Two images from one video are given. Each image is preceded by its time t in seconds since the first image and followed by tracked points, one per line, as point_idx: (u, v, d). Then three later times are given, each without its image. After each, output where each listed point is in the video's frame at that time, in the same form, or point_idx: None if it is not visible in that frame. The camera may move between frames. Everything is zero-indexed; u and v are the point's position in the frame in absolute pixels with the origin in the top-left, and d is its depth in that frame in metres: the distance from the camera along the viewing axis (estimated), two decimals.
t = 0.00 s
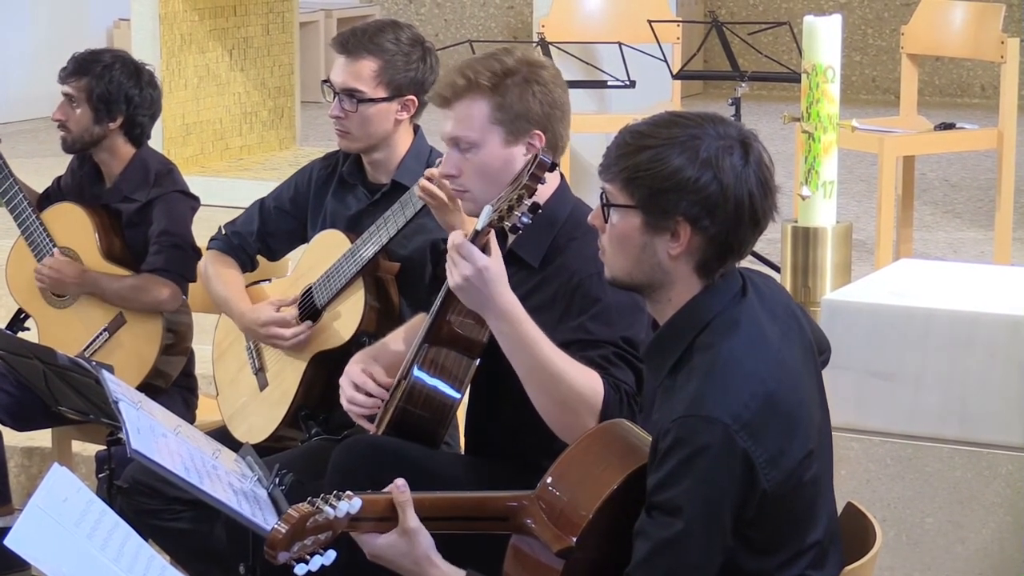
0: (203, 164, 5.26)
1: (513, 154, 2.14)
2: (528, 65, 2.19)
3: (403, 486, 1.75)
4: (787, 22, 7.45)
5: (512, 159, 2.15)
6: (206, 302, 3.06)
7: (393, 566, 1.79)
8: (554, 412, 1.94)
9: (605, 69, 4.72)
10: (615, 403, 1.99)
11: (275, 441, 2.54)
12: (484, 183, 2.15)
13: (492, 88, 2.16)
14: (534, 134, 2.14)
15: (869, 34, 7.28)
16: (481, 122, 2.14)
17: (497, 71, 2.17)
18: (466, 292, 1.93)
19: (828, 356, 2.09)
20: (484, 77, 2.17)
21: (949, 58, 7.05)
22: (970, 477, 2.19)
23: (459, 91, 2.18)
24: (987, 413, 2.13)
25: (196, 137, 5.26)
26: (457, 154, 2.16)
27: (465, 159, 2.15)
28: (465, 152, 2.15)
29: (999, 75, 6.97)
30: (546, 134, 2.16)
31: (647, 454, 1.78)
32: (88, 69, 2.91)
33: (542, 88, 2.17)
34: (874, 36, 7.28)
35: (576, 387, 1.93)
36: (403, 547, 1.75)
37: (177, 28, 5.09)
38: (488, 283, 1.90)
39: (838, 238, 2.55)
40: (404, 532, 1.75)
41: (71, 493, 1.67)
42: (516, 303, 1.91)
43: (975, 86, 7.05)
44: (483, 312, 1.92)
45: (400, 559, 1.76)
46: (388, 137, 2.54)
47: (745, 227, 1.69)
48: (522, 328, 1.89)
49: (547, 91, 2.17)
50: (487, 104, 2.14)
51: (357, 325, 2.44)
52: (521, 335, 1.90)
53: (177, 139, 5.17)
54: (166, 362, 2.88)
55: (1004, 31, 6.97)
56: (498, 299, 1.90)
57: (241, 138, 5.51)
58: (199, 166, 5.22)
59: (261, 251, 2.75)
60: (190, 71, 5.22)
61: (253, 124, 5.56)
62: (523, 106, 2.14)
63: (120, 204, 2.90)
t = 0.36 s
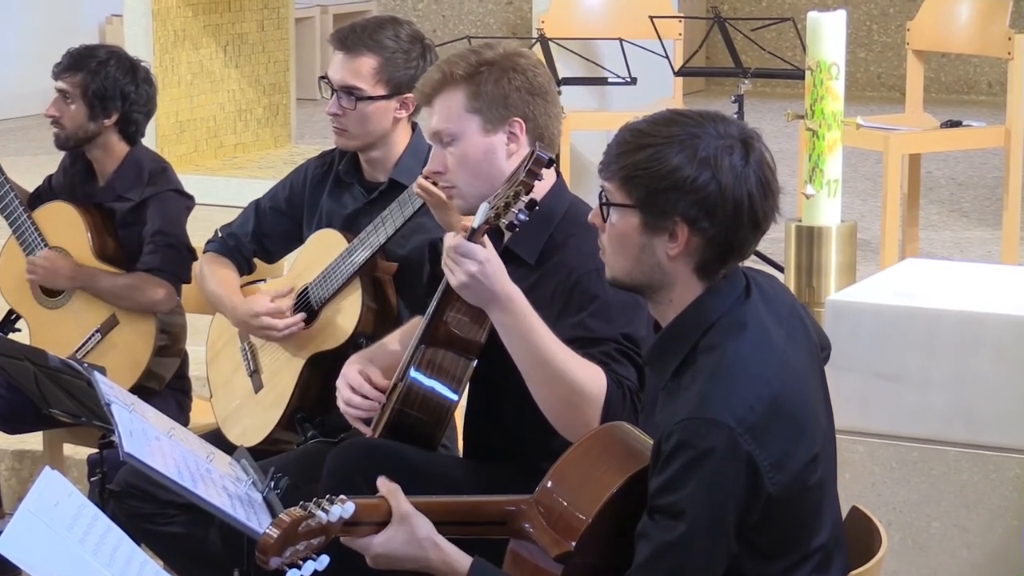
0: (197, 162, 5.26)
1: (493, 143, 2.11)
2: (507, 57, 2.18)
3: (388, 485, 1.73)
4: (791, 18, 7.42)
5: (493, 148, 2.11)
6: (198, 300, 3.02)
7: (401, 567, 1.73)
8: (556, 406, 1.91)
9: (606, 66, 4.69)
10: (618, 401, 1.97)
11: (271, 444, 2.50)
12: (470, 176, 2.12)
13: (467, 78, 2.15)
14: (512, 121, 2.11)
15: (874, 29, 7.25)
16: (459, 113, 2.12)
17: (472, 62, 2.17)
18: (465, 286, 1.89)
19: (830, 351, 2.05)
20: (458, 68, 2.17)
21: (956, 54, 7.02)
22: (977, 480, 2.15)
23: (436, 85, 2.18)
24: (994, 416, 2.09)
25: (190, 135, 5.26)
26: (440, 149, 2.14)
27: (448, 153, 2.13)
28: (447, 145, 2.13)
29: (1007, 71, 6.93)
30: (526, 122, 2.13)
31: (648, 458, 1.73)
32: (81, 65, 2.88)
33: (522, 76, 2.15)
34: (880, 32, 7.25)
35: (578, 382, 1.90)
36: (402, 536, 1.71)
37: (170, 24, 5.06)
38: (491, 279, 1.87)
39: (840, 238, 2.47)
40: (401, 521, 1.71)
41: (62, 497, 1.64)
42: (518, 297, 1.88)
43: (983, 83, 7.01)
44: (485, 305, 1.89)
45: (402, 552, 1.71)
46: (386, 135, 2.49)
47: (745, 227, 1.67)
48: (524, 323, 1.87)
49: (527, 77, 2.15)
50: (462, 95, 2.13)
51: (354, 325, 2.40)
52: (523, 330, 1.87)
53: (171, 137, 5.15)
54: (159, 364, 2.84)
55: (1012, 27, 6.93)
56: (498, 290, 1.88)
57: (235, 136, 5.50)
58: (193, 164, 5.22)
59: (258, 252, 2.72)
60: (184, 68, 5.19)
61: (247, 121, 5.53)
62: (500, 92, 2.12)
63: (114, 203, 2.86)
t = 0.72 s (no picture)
0: (183, 157, 5.17)
1: (493, 133, 2.01)
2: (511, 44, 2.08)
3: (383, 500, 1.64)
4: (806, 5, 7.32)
5: (493, 139, 2.01)
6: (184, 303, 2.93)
7: None
8: (561, 418, 1.84)
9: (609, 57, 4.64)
10: (626, 408, 1.88)
11: (258, 453, 2.40)
12: (468, 167, 2.03)
13: (468, 65, 2.05)
14: (515, 111, 2.01)
15: (892, 18, 7.15)
16: (458, 101, 2.03)
17: (475, 49, 2.07)
18: (463, 291, 1.82)
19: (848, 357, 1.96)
20: (460, 55, 2.07)
21: (978, 43, 6.91)
22: (1001, 490, 2.04)
23: (436, 73, 2.09)
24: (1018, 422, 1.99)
25: (175, 129, 5.16)
26: (438, 139, 2.05)
27: (446, 143, 2.04)
28: (446, 135, 2.04)
29: None
30: (528, 112, 2.02)
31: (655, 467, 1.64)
32: (59, 55, 2.79)
33: (525, 64, 2.04)
34: (898, 20, 7.14)
35: (583, 392, 1.82)
36: (395, 548, 1.61)
37: (153, 12, 4.98)
38: (487, 281, 1.80)
39: (858, 235, 2.47)
40: (394, 533, 1.61)
41: (42, 508, 1.55)
42: (516, 301, 1.81)
43: (1005, 73, 6.91)
44: (482, 311, 1.82)
45: (395, 565, 1.61)
46: (383, 128, 2.39)
47: (759, 223, 1.62)
48: (522, 329, 1.79)
49: (530, 64, 2.04)
50: (462, 83, 2.03)
51: (346, 329, 2.30)
52: (521, 336, 1.80)
53: (155, 130, 5.06)
54: (143, 367, 2.75)
55: None
56: (497, 296, 1.81)
57: (223, 129, 5.39)
58: (179, 158, 5.14)
59: (243, 248, 2.58)
60: (170, 58, 5.12)
61: (236, 114, 5.45)
62: (501, 80, 2.01)
63: (94, 200, 2.77)
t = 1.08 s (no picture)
0: (163, 150, 5.12)
1: (512, 129, 1.92)
2: (530, 32, 1.96)
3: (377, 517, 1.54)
4: None
5: (511, 135, 1.92)
6: (166, 306, 2.83)
7: None
8: (568, 425, 1.74)
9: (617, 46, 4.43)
10: (636, 417, 1.79)
11: (245, 463, 2.29)
12: (476, 161, 1.93)
13: (488, 54, 1.93)
14: (533, 107, 1.92)
15: (913, 4, 7.10)
16: (474, 92, 1.92)
17: (494, 36, 1.95)
18: (467, 296, 1.73)
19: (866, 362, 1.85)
20: (479, 42, 1.95)
21: (1004, 31, 6.81)
22: None
23: (437, 60, 1.98)
24: None
25: (156, 119, 5.12)
26: (448, 129, 1.94)
27: (457, 135, 1.93)
28: (457, 127, 1.93)
29: None
30: (548, 109, 1.93)
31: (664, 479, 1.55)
32: (35, 43, 2.67)
33: (546, 57, 1.93)
34: (920, 7, 7.07)
35: (591, 399, 1.73)
36: (390, 567, 1.50)
37: None
38: (489, 281, 1.71)
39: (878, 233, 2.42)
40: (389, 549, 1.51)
41: (14, 520, 1.45)
42: (520, 304, 1.72)
43: None
44: (484, 315, 1.72)
45: None
46: (375, 121, 2.29)
47: (773, 221, 1.53)
48: (528, 333, 1.70)
49: (551, 61, 1.94)
50: (481, 74, 1.92)
51: (337, 332, 2.19)
52: (527, 341, 1.70)
53: (134, 122, 5.02)
54: (120, 373, 2.64)
55: None
56: (502, 301, 1.71)
57: (206, 121, 5.39)
58: (160, 151, 5.09)
59: (229, 251, 2.49)
60: (150, 45, 5.11)
61: (220, 105, 5.46)
62: (523, 74, 1.91)
63: (72, 195, 2.66)
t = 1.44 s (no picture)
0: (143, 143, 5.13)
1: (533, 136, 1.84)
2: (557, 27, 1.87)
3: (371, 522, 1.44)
4: None
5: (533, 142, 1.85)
6: (147, 308, 2.70)
7: None
8: (569, 439, 1.64)
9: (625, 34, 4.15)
10: (641, 430, 1.70)
11: (231, 475, 2.19)
12: (491, 164, 1.84)
13: (518, 56, 1.83)
14: (560, 113, 1.83)
15: None
16: (500, 95, 1.83)
17: (522, 35, 1.85)
18: (464, 300, 1.63)
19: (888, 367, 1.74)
20: (508, 42, 1.84)
21: None
22: None
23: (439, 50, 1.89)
24: None
25: (136, 112, 5.09)
26: (465, 129, 1.84)
27: (475, 136, 1.84)
28: (476, 128, 1.84)
29: None
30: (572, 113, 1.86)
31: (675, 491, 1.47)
32: (6, 31, 2.52)
33: (574, 57, 1.86)
34: None
35: (593, 412, 1.63)
36: None
37: None
38: (486, 284, 1.61)
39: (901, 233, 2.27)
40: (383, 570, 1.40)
41: None
42: (520, 310, 1.61)
43: None
44: (481, 321, 1.62)
45: None
46: (369, 115, 2.19)
47: (791, 222, 1.44)
48: (528, 341, 1.60)
49: (579, 62, 1.86)
50: (508, 76, 1.83)
51: (329, 337, 2.09)
52: (526, 349, 1.60)
53: (114, 113, 4.99)
54: (98, 380, 2.51)
55: None
56: (500, 307, 1.61)
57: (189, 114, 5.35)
58: (140, 145, 5.11)
59: (213, 247, 2.38)
60: (130, 34, 5.01)
61: (204, 96, 5.40)
62: (553, 74, 1.83)
63: (47, 192, 2.51)
